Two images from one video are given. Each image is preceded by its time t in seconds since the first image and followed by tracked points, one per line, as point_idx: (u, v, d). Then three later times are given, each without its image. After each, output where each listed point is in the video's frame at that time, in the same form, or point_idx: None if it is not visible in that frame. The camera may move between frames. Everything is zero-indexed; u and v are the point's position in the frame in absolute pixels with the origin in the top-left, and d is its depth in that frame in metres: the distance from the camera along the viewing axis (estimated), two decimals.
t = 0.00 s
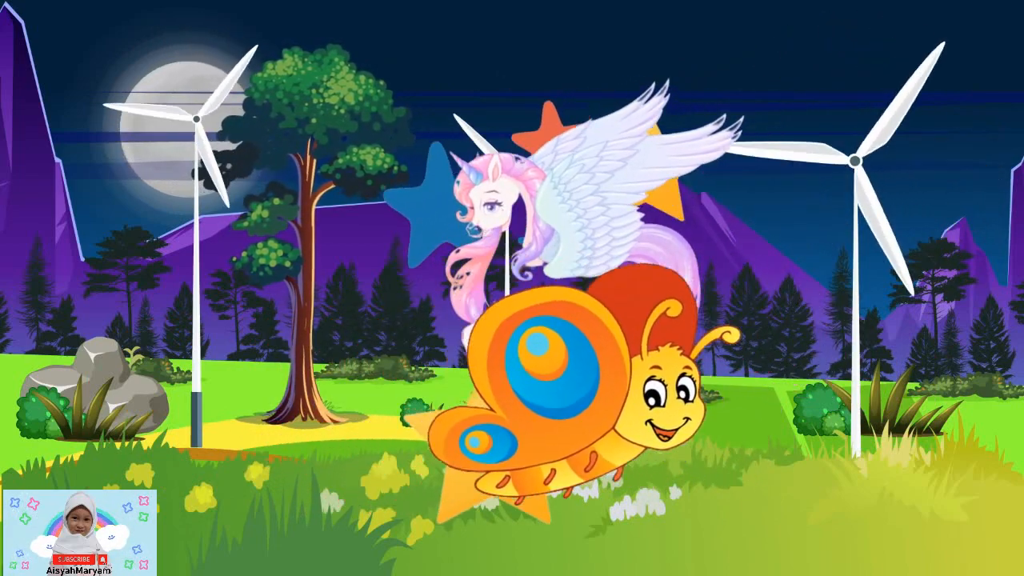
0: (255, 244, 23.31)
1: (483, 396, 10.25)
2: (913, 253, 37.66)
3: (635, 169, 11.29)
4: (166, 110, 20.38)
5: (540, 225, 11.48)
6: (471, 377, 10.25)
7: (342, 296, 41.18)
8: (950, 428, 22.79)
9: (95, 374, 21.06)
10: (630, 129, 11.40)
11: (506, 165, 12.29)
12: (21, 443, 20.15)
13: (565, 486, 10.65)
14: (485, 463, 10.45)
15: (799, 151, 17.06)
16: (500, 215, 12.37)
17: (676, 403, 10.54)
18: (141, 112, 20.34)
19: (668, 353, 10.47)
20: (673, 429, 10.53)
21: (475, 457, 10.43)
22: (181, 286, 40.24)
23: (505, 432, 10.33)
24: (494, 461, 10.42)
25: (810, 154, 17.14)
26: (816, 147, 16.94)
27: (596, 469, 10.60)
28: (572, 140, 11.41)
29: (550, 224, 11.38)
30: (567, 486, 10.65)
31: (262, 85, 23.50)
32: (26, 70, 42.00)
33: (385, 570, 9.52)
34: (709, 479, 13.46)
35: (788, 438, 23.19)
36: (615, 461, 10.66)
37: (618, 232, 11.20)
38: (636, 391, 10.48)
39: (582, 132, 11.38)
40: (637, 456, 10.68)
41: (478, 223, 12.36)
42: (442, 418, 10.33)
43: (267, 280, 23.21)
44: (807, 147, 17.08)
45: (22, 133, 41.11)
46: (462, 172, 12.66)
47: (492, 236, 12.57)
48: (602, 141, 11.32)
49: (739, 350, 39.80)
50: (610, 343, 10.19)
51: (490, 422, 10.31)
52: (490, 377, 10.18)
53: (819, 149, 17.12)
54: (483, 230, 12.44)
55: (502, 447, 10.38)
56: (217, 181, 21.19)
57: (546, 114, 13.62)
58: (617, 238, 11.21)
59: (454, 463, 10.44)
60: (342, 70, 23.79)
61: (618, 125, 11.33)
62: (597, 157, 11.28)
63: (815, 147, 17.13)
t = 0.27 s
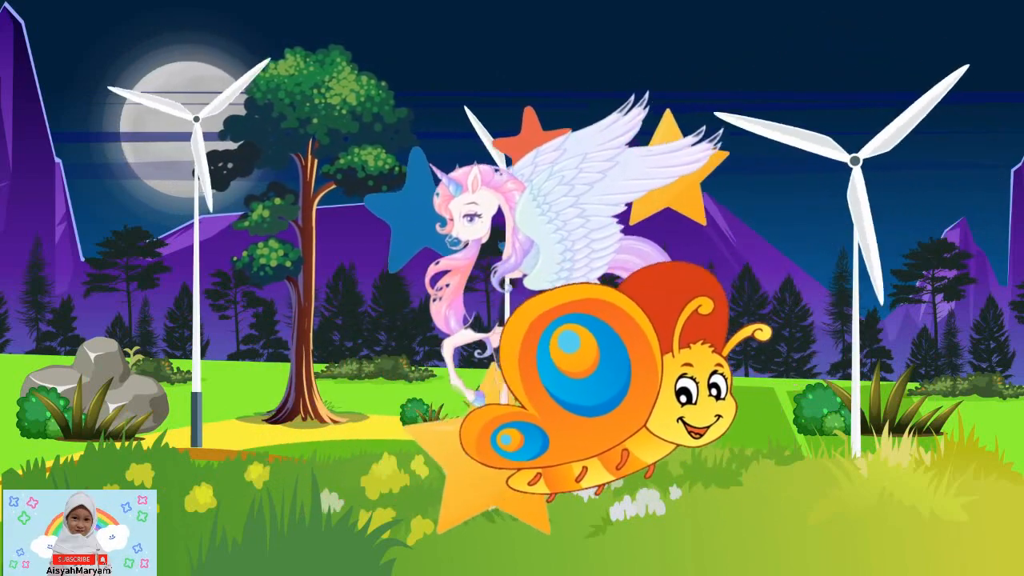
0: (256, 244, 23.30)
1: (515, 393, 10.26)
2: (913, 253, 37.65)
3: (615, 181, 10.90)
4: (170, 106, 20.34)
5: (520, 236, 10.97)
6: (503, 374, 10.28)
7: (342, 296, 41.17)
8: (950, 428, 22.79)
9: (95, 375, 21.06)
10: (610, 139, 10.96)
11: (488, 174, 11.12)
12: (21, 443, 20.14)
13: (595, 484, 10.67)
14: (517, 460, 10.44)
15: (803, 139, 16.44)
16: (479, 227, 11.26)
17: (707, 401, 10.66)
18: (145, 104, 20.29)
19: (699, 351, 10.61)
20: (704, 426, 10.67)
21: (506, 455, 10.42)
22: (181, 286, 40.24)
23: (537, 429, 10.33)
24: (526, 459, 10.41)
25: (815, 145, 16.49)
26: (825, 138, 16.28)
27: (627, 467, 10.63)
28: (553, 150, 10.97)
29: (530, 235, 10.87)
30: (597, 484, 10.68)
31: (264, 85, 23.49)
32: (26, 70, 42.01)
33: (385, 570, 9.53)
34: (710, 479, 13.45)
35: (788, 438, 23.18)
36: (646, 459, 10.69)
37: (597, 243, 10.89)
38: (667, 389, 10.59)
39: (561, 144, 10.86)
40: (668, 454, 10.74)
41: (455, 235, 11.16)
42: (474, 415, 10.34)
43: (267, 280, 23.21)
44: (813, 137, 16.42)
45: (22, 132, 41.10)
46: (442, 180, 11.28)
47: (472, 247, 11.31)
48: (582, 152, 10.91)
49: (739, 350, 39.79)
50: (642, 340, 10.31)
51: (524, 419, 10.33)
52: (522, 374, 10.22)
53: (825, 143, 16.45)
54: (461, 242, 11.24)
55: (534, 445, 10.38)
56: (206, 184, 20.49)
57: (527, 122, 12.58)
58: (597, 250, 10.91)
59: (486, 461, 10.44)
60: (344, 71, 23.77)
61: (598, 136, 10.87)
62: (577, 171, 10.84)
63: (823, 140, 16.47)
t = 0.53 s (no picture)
0: (256, 244, 23.31)
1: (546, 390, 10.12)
2: (913, 253, 37.65)
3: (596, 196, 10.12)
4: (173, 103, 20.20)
5: (499, 251, 10.15)
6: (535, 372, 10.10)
7: (342, 297, 41.19)
8: (950, 428, 22.80)
9: (95, 374, 21.05)
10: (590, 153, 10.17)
11: (468, 189, 10.24)
12: (21, 443, 20.14)
13: (627, 482, 10.72)
14: (548, 459, 10.23)
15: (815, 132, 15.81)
16: (459, 243, 10.28)
17: (739, 398, 10.69)
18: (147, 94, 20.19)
19: (730, 348, 10.63)
20: (735, 423, 10.68)
21: (537, 453, 10.21)
22: (181, 286, 40.25)
23: (568, 426, 10.15)
24: (556, 456, 10.21)
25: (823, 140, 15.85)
26: (834, 133, 15.66)
27: (658, 464, 10.67)
28: (531, 164, 10.14)
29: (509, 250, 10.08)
30: (628, 481, 10.73)
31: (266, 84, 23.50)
32: (26, 70, 42.05)
33: (385, 570, 9.53)
34: (710, 479, 13.44)
35: (788, 438, 23.17)
36: (677, 457, 10.72)
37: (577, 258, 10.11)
38: (698, 387, 10.60)
39: (538, 157, 10.11)
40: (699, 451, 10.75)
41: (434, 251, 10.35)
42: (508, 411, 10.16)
43: (268, 280, 23.20)
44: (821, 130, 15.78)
45: (23, 132, 41.13)
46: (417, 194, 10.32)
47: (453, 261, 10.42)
48: (561, 166, 10.11)
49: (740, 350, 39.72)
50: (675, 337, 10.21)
51: (556, 417, 10.15)
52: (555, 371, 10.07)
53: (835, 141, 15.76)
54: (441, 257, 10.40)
55: (567, 442, 10.20)
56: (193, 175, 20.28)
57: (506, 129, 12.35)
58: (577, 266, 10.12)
59: (518, 460, 10.23)
60: (346, 71, 23.78)
61: (574, 149, 10.16)
62: (555, 185, 10.06)
63: (831, 138, 15.80)
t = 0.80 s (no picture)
0: (256, 244, 23.31)
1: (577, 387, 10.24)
2: (913, 253, 37.63)
3: (576, 211, 10.44)
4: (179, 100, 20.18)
5: (479, 265, 10.61)
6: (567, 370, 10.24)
7: (342, 297, 41.18)
8: (950, 428, 22.81)
9: (95, 374, 21.05)
10: (569, 168, 10.50)
11: (447, 205, 10.77)
12: (21, 443, 20.15)
13: (657, 479, 10.87)
14: (579, 456, 10.39)
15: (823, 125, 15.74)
16: (439, 257, 10.86)
17: (770, 395, 10.83)
18: (155, 88, 20.17)
19: (761, 345, 10.76)
20: (767, 421, 10.80)
21: (568, 450, 10.34)
22: (181, 285, 40.26)
23: (599, 423, 10.29)
24: (588, 454, 10.38)
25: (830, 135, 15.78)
26: (842, 130, 15.59)
27: (690, 462, 10.83)
28: (512, 179, 10.51)
29: (489, 264, 10.52)
30: (659, 478, 10.88)
31: (267, 84, 23.44)
32: (26, 70, 42.05)
33: (385, 570, 9.54)
34: (711, 479, 13.41)
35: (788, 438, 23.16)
36: (708, 455, 10.88)
37: (556, 272, 10.47)
38: (731, 384, 10.72)
39: (518, 173, 10.47)
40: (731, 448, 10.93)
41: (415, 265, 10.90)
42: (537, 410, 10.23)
43: (268, 279, 23.21)
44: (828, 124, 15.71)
45: (23, 132, 41.12)
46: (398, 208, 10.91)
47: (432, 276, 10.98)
48: (541, 181, 10.44)
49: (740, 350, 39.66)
50: (707, 334, 10.36)
51: (587, 415, 10.28)
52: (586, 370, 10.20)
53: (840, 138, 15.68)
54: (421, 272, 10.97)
55: (598, 439, 10.35)
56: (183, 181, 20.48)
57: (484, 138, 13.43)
58: (556, 279, 10.49)
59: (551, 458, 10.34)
60: (347, 71, 23.73)
61: (555, 165, 10.49)
62: (535, 200, 10.41)
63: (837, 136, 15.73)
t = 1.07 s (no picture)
0: (256, 244, 23.32)
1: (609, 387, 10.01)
2: (913, 253, 37.64)
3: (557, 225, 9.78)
4: (183, 98, 20.21)
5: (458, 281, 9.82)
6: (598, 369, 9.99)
7: (342, 297, 41.19)
8: (950, 427, 22.83)
9: (95, 374, 21.04)
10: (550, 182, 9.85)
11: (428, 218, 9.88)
12: (21, 443, 20.15)
13: (689, 477, 10.69)
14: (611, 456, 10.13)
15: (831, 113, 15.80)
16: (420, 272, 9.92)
17: (802, 393, 10.64)
18: (165, 82, 20.21)
19: (795, 342, 10.59)
20: (799, 419, 10.64)
21: (597, 447, 10.10)
22: (181, 285, 40.28)
23: (631, 422, 10.07)
24: (620, 452, 10.12)
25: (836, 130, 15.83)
26: (848, 125, 15.65)
27: (721, 459, 10.67)
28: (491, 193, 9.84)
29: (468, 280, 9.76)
30: (691, 476, 10.70)
31: (268, 84, 23.42)
32: (26, 70, 42.07)
33: (385, 571, 9.53)
34: (712, 479, 13.36)
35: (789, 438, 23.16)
36: (741, 452, 10.70)
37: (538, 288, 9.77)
38: (762, 381, 10.55)
39: (497, 187, 9.82)
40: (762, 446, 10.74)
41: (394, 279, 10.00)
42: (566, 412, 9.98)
43: (268, 279, 23.20)
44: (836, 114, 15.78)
45: (23, 132, 41.15)
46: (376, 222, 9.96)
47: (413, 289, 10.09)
48: (521, 195, 9.79)
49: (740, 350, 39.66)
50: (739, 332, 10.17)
51: (618, 412, 10.06)
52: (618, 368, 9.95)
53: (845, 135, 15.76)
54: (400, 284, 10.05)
55: (629, 437, 10.10)
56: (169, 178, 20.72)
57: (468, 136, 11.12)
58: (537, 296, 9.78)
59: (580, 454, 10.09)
60: (348, 72, 23.72)
61: (533, 180, 9.87)
62: (515, 214, 9.75)
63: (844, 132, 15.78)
